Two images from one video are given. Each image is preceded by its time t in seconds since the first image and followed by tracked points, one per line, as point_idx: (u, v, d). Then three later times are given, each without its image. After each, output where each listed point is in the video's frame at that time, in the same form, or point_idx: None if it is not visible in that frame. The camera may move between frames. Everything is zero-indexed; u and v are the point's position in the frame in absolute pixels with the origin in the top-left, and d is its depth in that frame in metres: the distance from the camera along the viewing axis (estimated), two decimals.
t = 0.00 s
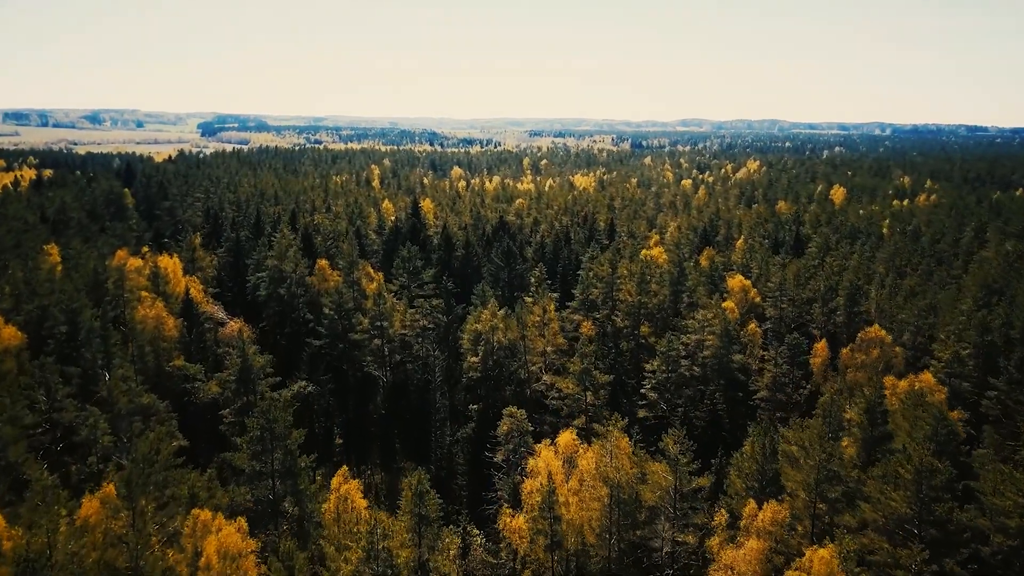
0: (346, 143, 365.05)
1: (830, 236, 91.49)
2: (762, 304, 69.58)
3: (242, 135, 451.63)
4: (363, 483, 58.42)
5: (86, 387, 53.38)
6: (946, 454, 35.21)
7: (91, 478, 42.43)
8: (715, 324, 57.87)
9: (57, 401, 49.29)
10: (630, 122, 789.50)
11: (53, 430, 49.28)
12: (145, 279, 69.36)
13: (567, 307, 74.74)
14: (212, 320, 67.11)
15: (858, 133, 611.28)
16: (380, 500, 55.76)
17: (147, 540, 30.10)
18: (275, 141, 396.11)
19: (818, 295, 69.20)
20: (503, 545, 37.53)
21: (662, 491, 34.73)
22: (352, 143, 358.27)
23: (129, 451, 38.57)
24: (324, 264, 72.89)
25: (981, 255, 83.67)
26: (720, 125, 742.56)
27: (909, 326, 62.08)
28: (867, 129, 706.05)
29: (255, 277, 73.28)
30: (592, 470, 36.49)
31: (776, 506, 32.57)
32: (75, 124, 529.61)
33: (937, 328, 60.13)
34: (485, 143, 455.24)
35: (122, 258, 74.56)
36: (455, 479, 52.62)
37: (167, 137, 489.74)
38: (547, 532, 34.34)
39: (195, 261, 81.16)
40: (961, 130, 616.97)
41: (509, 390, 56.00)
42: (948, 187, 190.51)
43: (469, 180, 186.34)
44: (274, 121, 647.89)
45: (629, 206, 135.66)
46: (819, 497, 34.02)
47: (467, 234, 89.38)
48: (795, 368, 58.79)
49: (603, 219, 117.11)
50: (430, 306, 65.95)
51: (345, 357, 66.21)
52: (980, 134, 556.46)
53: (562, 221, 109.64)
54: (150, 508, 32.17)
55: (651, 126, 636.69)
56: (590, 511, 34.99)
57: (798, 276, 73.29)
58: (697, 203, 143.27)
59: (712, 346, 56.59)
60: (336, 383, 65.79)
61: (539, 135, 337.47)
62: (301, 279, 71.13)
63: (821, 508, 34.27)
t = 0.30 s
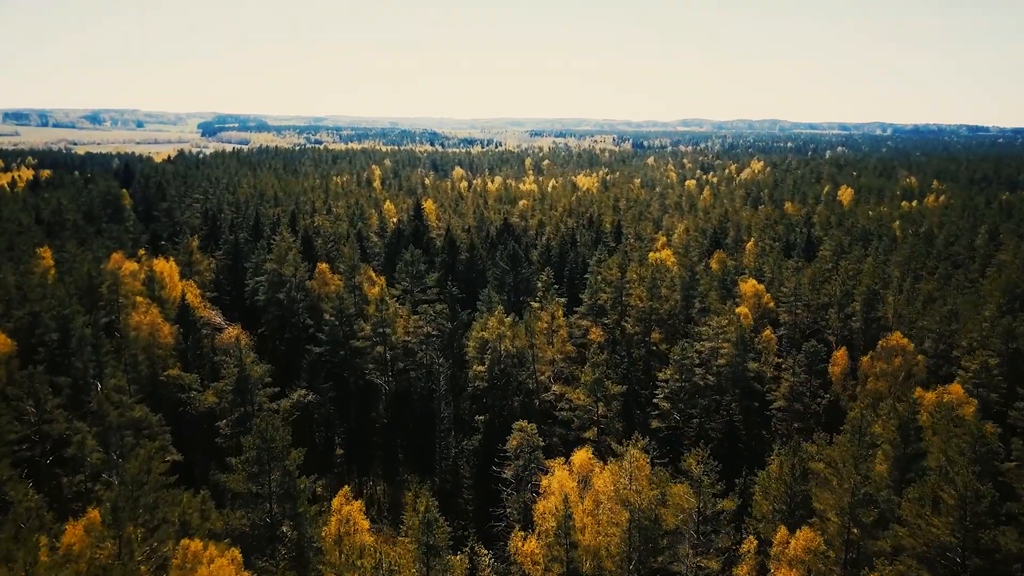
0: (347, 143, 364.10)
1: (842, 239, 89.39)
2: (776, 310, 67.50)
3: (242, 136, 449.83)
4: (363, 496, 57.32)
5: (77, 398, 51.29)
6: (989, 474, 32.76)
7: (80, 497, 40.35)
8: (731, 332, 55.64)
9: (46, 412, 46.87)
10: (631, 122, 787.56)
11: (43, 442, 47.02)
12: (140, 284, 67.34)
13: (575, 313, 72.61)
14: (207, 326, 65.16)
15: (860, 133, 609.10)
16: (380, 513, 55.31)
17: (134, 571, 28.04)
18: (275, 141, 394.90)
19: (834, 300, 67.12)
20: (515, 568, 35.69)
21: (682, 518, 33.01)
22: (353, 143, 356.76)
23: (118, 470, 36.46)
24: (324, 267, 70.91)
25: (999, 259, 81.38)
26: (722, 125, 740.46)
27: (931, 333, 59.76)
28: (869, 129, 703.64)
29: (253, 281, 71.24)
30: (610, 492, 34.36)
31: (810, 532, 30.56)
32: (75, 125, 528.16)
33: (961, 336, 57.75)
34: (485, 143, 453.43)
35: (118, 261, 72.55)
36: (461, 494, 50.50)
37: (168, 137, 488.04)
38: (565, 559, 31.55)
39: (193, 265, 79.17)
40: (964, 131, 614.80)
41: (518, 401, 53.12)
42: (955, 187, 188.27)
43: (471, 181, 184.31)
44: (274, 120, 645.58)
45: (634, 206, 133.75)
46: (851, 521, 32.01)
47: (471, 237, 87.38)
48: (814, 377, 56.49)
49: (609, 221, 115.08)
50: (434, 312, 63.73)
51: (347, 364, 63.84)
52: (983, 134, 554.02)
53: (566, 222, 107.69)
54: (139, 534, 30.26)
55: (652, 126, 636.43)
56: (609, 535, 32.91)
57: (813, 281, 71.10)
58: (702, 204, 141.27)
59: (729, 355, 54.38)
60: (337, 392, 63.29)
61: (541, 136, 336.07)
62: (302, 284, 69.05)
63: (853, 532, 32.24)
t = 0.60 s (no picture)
0: (348, 143, 363.06)
1: (853, 242, 87.59)
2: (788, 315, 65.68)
3: (241, 136, 448.36)
4: (365, 506, 55.97)
5: (68, 408, 49.54)
6: None
7: (68, 516, 38.57)
8: (745, 339, 53.80)
9: (37, 422, 44.66)
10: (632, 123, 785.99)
11: (33, 454, 45.05)
12: (136, 288, 65.47)
13: (582, 318, 70.89)
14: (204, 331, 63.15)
15: (862, 133, 607.29)
16: (382, 525, 53.82)
17: None
18: (275, 141, 393.69)
19: (848, 304, 65.31)
20: None
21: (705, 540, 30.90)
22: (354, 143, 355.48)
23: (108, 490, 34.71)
24: (325, 271, 69.21)
25: (1014, 261, 79.50)
26: (723, 125, 739.00)
27: (951, 339, 57.84)
28: (871, 129, 701.77)
29: (252, 285, 69.55)
30: (628, 513, 32.37)
31: (842, 557, 28.64)
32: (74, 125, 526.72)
33: (982, 343, 55.89)
34: (486, 143, 451.90)
35: (114, 264, 70.73)
36: (467, 506, 48.64)
37: (168, 136, 486.75)
38: None
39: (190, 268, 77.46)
40: (965, 131, 613.18)
41: (524, 411, 51.46)
42: (961, 187, 186.42)
43: (473, 181, 182.58)
44: (274, 120, 644.33)
45: (638, 207, 132.12)
46: (884, 545, 30.14)
47: (474, 239, 85.69)
48: (830, 386, 54.66)
49: (613, 223, 113.36)
50: (438, 316, 61.68)
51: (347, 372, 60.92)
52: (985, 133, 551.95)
53: (570, 224, 106.00)
54: (130, 561, 28.58)
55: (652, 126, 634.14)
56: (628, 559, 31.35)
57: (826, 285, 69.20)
58: (707, 205, 139.60)
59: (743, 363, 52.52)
60: (338, 399, 61.02)
61: (542, 136, 334.73)
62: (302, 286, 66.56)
63: (885, 557, 30.58)
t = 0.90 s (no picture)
0: (348, 143, 361.26)
1: (866, 244, 85.53)
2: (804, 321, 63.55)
3: (241, 135, 446.69)
4: (367, 519, 54.03)
5: (58, 420, 47.30)
6: None
7: (54, 539, 36.39)
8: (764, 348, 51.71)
9: (25, 436, 42.42)
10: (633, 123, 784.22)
11: (21, 469, 42.71)
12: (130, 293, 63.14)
13: (590, 324, 68.88)
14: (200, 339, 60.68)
15: (863, 133, 605.37)
16: (386, 542, 51.55)
17: None
18: (275, 141, 392.03)
19: (867, 311, 63.23)
20: None
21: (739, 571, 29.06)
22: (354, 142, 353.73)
23: (94, 515, 32.53)
24: (326, 274, 66.84)
25: None
26: (724, 125, 737.27)
27: (977, 347, 55.67)
28: (872, 129, 699.69)
29: (250, 290, 67.48)
30: (652, 541, 30.33)
31: None
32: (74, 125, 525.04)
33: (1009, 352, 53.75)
34: (486, 142, 449.69)
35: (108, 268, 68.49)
36: (474, 522, 46.21)
37: (168, 137, 484.92)
38: None
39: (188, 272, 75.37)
40: (967, 131, 611.10)
41: (534, 423, 49.37)
42: (968, 188, 184.49)
43: (475, 182, 180.45)
44: (275, 121, 642.65)
45: (643, 208, 130.24)
46: None
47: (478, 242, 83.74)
48: (851, 397, 52.55)
49: (619, 225, 111.40)
50: (443, 323, 59.87)
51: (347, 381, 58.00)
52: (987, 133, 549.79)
53: (575, 225, 104.06)
54: None
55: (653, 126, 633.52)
56: None
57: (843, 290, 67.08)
58: (713, 207, 137.63)
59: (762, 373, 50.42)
60: (338, 408, 58.09)
61: (543, 136, 332.59)
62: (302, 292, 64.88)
63: None
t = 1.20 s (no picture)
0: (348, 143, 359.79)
1: (877, 247, 83.75)
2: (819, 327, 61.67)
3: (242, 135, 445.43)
4: (369, 532, 52.53)
5: (48, 432, 45.40)
6: None
7: (41, 561, 34.61)
8: (780, 356, 49.83)
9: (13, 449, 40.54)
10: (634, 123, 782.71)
11: (8, 484, 40.89)
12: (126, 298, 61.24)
13: (598, 329, 67.13)
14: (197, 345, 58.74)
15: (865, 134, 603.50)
16: (389, 557, 49.88)
17: None
18: (275, 141, 390.77)
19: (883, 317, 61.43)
20: None
21: None
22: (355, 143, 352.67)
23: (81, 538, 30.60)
24: (326, 279, 65.32)
25: None
26: (725, 125, 735.59)
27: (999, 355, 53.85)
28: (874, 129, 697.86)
29: (248, 294, 65.60)
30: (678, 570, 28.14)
31: None
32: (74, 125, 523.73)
33: None
34: (487, 142, 449.05)
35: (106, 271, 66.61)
36: (479, 537, 45.24)
37: (168, 137, 483.49)
38: None
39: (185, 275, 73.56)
40: (969, 131, 608.38)
41: (543, 435, 47.99)
42: (973, 189, 182.79)
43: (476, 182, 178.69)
44: (275, 121, 641.44)
45: (648, 209, 128.64)
46: None
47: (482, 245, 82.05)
48: (871, 406, 50.70)
49: (624, 227, 109.67)
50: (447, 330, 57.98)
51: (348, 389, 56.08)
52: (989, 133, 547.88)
53: (580, 227, 102.38)
54: None
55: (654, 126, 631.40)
56: None
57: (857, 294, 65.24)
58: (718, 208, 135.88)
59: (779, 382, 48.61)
60: (339, 417, 56.14)
61: (545, 136, 331.66)
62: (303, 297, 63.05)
63: None
